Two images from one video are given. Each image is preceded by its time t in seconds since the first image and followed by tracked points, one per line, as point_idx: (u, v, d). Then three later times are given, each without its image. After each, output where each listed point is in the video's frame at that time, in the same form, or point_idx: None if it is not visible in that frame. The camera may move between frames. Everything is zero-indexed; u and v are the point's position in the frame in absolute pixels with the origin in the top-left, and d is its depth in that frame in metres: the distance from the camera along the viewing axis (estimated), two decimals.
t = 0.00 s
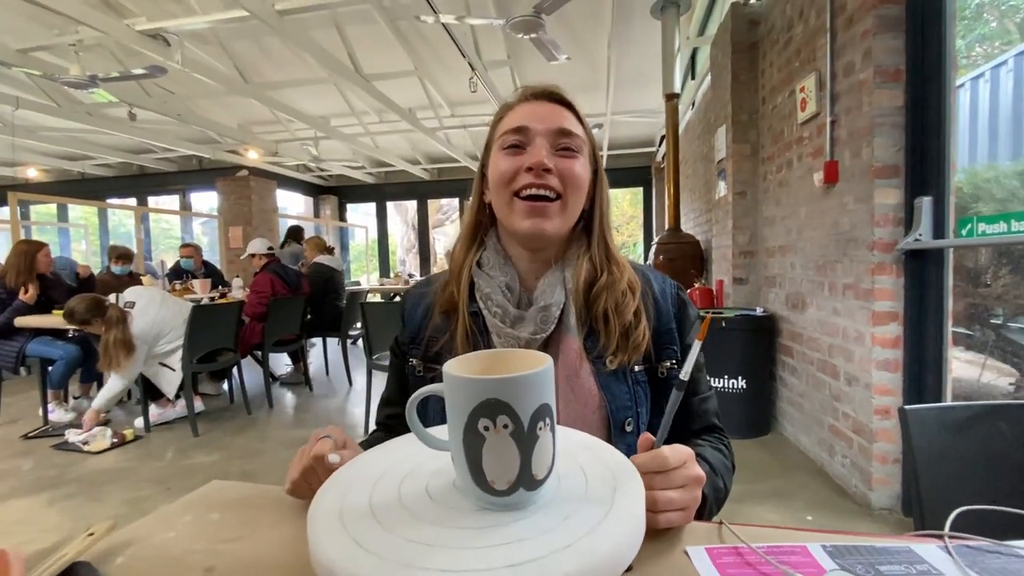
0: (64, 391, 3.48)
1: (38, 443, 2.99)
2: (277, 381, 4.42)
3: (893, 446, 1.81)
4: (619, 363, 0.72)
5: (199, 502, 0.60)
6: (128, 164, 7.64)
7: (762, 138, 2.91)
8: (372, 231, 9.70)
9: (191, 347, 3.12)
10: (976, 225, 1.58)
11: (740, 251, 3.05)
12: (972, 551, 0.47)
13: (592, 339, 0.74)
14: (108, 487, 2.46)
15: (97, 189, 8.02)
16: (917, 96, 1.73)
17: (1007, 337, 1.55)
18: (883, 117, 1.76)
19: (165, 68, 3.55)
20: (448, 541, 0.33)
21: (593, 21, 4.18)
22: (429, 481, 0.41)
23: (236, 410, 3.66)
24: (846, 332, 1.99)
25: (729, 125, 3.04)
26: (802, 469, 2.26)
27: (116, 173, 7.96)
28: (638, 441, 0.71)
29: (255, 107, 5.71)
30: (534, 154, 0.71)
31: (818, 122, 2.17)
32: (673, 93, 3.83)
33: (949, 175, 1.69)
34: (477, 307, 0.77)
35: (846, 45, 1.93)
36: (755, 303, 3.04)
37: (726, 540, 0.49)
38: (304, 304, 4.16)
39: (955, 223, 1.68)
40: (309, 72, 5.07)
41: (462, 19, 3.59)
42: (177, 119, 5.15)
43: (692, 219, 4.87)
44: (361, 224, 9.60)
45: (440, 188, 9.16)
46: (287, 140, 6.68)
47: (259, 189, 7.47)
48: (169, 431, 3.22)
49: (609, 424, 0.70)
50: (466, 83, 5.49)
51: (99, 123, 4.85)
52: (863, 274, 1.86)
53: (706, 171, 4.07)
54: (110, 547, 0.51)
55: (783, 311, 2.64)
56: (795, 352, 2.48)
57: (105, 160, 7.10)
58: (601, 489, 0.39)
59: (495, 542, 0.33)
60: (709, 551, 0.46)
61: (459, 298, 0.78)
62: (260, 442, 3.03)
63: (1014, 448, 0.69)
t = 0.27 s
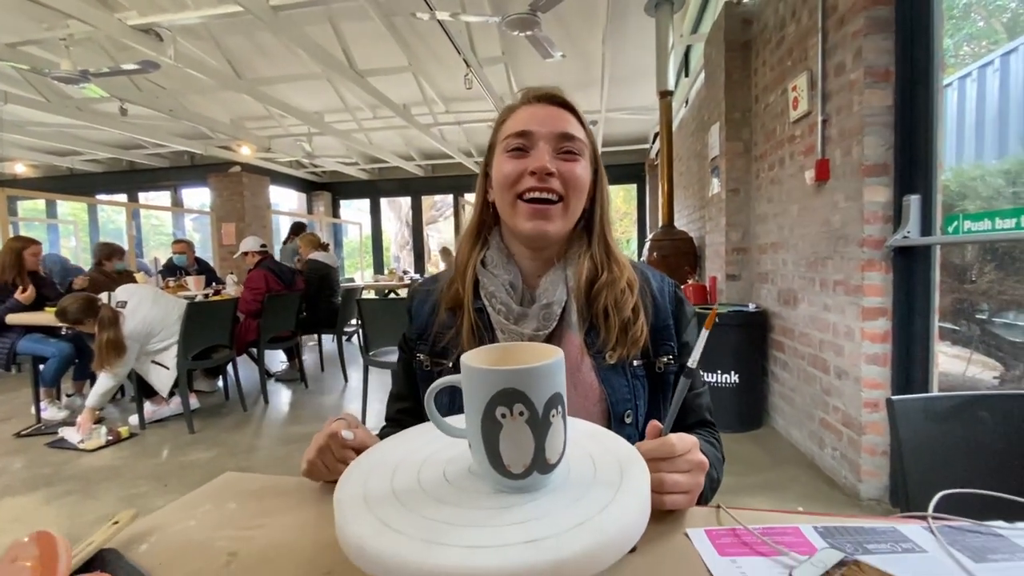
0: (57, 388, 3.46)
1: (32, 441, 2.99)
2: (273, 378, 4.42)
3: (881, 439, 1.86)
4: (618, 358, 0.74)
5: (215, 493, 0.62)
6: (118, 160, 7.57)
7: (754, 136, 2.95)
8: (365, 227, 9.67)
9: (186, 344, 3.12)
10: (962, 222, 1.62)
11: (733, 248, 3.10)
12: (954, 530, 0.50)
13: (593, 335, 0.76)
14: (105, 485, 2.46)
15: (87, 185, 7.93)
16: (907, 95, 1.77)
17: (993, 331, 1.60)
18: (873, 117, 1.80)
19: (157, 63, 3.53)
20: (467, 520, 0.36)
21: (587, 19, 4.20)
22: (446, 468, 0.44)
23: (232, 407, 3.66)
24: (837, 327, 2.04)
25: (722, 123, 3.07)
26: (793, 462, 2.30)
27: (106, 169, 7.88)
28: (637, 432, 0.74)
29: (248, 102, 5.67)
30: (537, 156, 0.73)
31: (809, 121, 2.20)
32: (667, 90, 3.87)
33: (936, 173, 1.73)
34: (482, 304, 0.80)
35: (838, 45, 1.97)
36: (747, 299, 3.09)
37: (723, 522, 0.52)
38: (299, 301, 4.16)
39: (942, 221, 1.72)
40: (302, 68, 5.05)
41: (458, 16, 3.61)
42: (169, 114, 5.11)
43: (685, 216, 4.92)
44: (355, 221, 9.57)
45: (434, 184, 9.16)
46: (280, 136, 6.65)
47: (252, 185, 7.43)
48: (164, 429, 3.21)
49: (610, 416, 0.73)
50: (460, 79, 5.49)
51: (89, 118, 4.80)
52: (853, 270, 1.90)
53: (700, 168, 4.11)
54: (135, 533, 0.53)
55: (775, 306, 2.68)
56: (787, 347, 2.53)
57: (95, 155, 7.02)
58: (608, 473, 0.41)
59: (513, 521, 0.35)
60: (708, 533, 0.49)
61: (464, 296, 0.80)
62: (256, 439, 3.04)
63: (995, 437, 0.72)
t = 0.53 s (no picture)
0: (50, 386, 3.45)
1: (26, 439, 2.97)
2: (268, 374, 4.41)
3: (873, 433, 1.90)
4: (621, 358, 0.76)
5: (225, 490, 0.63)
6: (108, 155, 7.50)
7: (749, 133, 2.97)
8: (359, 223, 9.64)
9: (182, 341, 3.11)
10: (953, 220, 1.65)
11: (727, 244, 3.12)
12: (945, 522, 0.52)
13: (596, 336, 0.78)
14: (101, 483, 2.45)
15: (77, 180, 7.85)
16: (899, 94, 1.79)
17: (982, 326, 1.63)
18: (866, 115, 1.82)
19: (150, 57, 3.49)
20: (482, 516, 0.37)
21: (583, 14, 4.19)
22: (459, 465, 0.45)
23: (227, 403, 3.66)
24: (830, 323, 2.07)
25: (717, 120, 3.09)
26: (786, 455, 2.34)
27: (97, 164, 7.80)
28: (640, 430, 0.76)
29: (241, 97, 5.63)
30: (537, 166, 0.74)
31: (803, 119, 2.22)
32: (662, 87, 3.88)
33: (927, 171, 1.75)
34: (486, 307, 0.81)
35: (832, 44, 1.99)
36: (741, 295, 3.12)
37: (724, 515, 0.54)
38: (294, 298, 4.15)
39: (933, 218, 1.75)
40: (296, 62, 5.02)
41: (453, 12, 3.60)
42: (160, 109, 5.06)
43: (679, 212, 4.95)
44: (349, 216, 9.54)
45: (428, 180, 9.14)
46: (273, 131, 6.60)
47: (245, 181, 7.38)
48: (160, 426, 3.21)
49: (614, 415, 0.74)
50: (455, 75, 5.48)
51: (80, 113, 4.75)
52: (846, 267, 1.93)
53: (694, 165, 4.13)
54: (152, 530, 0.54)
55: (768, 302, 2.71)
56: (780, 343, 2.56)
57: (85, 150, 6.95)
58: (616, 469, 0.43)
59: (528, 517, 0.37)
60: (709, 526, 0.51)
61: (467, 299, 0.82)
62: (253, 436, 3.04)
63: (984, 432, 0.74)
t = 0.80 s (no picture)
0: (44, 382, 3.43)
1: (21, 436, 2.97)
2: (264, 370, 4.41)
3: (863, 426, 1.94)
4: (628, 357, 0.79)
5: (239, 485, 0.65)
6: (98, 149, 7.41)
7: (744, 130, 3.00)
8: (353, 218, 9.60)
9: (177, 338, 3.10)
10: (943, 218, 1.68)
11: (721, 240, 3.15)
12: (933, 511, 0.55)
13: (604, 336, 0.80)
14: (99, 479, 2.46)
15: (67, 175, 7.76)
16: (891, 92, 1.82)
17: (970, 321, 1.67)
18: (858, 114, 1.84)
19: (142, 51, 3.46)
20: (498, 507, 0.39)
21: (578, 9, 4.18)
22: (473, 460, 0.47)
23: (223, 399, 3.66)
24: (822, 318, 2.10)
25: (711, 116, 3.11)
26: (778, 448, 2.38)
27: (86, 158, 7.71)
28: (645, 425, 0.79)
29: (233, 91, 5.58)
30: (541, 189, 0.74)
31: (797, 117, 2.25)
32: (657, 82, 3.89)
33: (918, 169, 1.79)
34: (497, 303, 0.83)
35: (825, 42, 2.01)
36: (735, 291, 3.15)
37: (724, 506, 0.56)
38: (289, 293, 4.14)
39: (923, 216, 1.79)
40: (289, 56, 4.98)
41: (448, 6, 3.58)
42: (152, 103, 5.01)
43: (674, 208, 4.98)
44: (343, 211, 9.50)
45: (423, 174, 9.10)
46: (266, 125, 6.55)
47: (237, 175, 7.32)
48: (156, 422, 3.21)
49: (621, 410, 0.77)
50: (449, 69, 5.46)
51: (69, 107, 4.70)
52: (838, 264, 1.96)
53: (689, 161, 4.16)
54: (171, 526, 0.56)
55: (762, 298, 2.75)
56: (773, 338, 2.60)
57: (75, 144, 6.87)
58: (624, 464, 0.45)
59: (543, 509, 0.39)
60: (711, 517, 0.54)
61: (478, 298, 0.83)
62: (250, 432, 3.05)
63: (972, 425, 0.77)
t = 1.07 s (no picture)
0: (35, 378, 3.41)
1: (13, 432, 2.95)
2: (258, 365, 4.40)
3: (854, 418, 1.98)
4: (632, 353, 0.80)
5: (249, 482, 0.65)
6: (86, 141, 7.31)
7: (737, 125, 3.01)
8: (346, 212, 9.55)
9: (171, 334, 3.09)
10: (934, 215, 1.71)
11: (715, 235, 3.18)
12: (927, 504, 0.57)
13: (609, 333, 0.82)
14: (94, 476, 2.45)
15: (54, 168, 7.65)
16: (884, 90, 1.84)
17: (959, 316, 1.70)
18: (852, 111, 1.87)
19: (132, 43, 3.41)
20: (513, 504, 0.40)
21: (573, 3, 4.18)
22: (484, 458, 0.48)
23: (218, 394, 3.65)
24: (814, 313, 2.13)
25: (706, 112, 3.12)
26: (770, 441, 2.42)
27: (74, 150, 7.60)
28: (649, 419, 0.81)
29: (224, 83, 5.52)
30: (546, 196, 0.75)
31: (791, 114, 2.27)
32: (651, 77, 3.89)
33: (909, 166, 1.81)
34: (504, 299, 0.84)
35: (819, 40, 2.03)
36: (728, 286, 3.19)
37: (727, 500, 0.58)
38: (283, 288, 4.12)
39: (914, 212, 1.81)
40: (281, 48, 4.93)
41: None
42: (141, 96, 4.94)
43: (668, 202, 5.00)
44: (335, 205, 9.44)
45: (416, 168, 9.06)
46: (258, 118, 6.49)
47: (229, 169, 7.25)
48: (150, 418, 3.19)
49: (625, 405, 0.79)
50: (443, 62, 5.43)
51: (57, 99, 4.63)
52: (831, 259, 1.99)
53: (683, 156, 4.17)
54: (185, 522, 0.57)
55: (755, 292, 2.78)
56: (766, 332, 2.63)
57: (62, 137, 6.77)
58: (633, 461, 0.47)
59: (557, 506, 0.40)
60: (714, 511, 0.55)
61: (484, 294, 0.84)
62: (245, 427, 3.05)
63: (962, 420, 0.79)
